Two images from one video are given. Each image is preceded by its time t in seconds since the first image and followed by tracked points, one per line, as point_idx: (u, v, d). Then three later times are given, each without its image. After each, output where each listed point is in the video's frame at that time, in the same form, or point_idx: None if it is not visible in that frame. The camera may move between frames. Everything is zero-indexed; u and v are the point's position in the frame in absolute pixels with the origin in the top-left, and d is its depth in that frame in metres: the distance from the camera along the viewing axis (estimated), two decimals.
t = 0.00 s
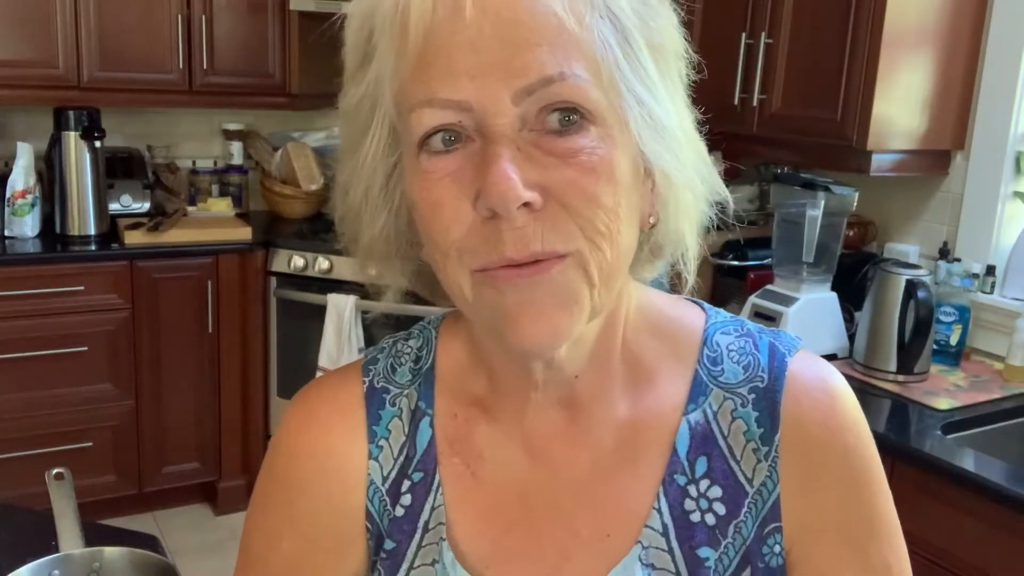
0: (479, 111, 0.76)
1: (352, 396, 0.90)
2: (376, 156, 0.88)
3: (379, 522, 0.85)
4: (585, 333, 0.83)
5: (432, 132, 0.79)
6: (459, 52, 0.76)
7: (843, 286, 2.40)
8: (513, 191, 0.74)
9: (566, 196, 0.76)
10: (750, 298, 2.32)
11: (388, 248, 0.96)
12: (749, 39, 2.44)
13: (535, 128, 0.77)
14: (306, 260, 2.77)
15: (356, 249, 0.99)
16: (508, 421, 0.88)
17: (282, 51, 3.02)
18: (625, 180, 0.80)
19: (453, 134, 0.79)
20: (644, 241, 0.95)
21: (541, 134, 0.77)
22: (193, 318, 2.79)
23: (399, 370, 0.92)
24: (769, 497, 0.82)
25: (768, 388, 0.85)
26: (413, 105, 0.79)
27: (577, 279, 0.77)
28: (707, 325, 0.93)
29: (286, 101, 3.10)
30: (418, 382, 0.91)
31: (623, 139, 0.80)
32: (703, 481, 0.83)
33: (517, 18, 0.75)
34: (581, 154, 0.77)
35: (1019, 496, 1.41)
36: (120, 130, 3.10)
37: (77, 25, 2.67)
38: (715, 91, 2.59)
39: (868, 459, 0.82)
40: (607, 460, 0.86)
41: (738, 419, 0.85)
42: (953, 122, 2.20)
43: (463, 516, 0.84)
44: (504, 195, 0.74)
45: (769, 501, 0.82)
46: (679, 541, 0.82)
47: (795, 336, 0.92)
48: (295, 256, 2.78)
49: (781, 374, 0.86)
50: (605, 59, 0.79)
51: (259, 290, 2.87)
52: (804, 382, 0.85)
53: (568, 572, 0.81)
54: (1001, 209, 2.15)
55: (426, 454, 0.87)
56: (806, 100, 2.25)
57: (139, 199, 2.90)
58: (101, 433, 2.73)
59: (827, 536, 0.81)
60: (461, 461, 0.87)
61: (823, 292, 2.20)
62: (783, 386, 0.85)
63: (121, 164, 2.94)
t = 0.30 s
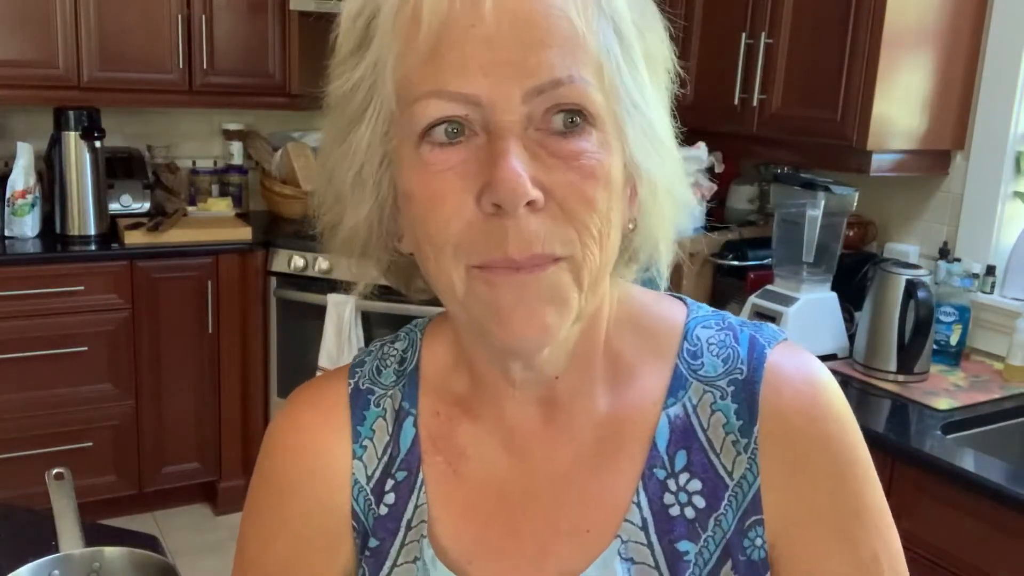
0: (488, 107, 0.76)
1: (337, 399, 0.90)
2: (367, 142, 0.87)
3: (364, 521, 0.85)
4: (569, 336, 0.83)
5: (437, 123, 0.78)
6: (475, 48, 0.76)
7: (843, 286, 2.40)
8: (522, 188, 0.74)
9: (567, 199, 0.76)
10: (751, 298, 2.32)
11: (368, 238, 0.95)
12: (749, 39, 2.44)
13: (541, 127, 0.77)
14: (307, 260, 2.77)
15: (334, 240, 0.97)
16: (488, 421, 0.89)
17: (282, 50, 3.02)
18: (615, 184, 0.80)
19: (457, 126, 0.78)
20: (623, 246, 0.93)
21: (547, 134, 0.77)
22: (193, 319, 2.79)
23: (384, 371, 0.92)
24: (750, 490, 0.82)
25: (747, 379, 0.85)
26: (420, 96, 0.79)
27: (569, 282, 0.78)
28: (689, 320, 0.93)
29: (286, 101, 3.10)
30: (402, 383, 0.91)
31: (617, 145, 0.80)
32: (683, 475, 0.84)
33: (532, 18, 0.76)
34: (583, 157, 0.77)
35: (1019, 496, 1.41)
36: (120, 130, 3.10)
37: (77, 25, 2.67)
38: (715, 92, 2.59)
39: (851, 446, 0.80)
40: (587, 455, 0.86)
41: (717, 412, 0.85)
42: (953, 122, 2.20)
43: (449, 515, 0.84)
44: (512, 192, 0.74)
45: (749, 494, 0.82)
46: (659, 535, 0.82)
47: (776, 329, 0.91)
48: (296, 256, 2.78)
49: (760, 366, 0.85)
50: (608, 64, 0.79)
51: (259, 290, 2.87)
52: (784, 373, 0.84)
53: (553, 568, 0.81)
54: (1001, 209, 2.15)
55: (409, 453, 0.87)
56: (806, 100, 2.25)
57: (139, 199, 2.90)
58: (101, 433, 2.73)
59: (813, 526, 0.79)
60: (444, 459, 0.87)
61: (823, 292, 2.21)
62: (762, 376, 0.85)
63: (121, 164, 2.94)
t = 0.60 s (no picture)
0: (460, 95, 0.76)
1: (333, 397, 0.90)
2: (353, 134, 0.88)
3: (359, 521, 0.86)
4: (557, 331, 0.83)
5: (409, 112, 0.79)
6: (447, 35, 0.76)
7: (843, 286, 2.40)
8: (486, 177, 0.74)
9: (537, 191, 0.76)
10: (751, 298, 2.32)
11: (359, 231, 0.95)
12: (749, 39, 2.44)
13: (514, 117, 0.77)
14: (307, 260, 2.77)
15: (327, 233, 0.98)
16: (484, 420, 0.89)
17: (282, 50, 3.02)
18: (598, 179, 0.79)
19: (427, 116, 0.79)
20: (615, 249, 0.92)
21: (519, 125, 0.77)
22: (193, 318, 2.79)
23: (380, 371, 0.92)
24: (746, 495, 0.82)
25: (745, 383, 0.85)
26: (397, 85, 0.79)
27: (539, 281, 0.76)
28: (688, 321, 0.93)
29: (286, 101, 3.10)
30: (398, 383, 0.91)
31: (599, 139, 0.80)
32: (678, 479, 0.84)
33: (507, 7, 0.76)
34: (558, 149, 0.77)
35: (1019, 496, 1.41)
36: (120, 130, 3.10)
37: (77, 26, 2.67)
38: (715, 91, 2.59)
39: (854, 447, 0.81)
40: (581, 456, 0.86)
41: (714, 416, 0.85)
42: (953, 122, 2.20)
43: (444, 517, 0.84)
44: (477, 181, 0.74)
45: (745, 499, 0.82)
46: (652, 540, 0.82)
47: (776, 332, 0.91)
48: (295, 256, 2.78)
49: (758, 369, 0.85)
50: (589, 57, 0.79)
51: (259, 290, 2.87)
52: (784, 376, 0.85)
53: (546, 567, 0.81)
54: (1001, 209, 2.16)
55: (405, 453, 0.87)
56: (806, 100, 2.25)
57: (139, 199, 2.90)
58: (101, 433, 2.73)
59: (818, 528, 0.79)
60: (439, 459, 0.87)
61: (823, 292, 2.21)
62: (761, 380, 0.85)
63: (121, 164, 2.94)
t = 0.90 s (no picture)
0: (454, 98, 0.76)
1: (337, 399, 0.89)
2: (356, 131, 0.89)
3: (365, 523, 0.85)
4: (552, 337, 0.83)
5: (406, 112, 0.79)
6: (444, 37, 0.76)
7: (843, 286, 2.40)
8: (472, 182, 0.74)
9: (527, 197, 0.76)
10: (750, 298, 2.32)
11: (362, 227, 0.95)
12: (749, 39, 2.44)
13: (510, 122, 0.77)
14: (306, 260, 2.77)
15: (332, 225, 0.99)
16: (488, 422, 0.89)
17: (282, 50, 3.02)
18: (593, 187, 0.79)
19: (425, 116, 0.79)
20: (617, 258, 0.92)
21: (515, 130, 0.77)
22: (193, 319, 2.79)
23: (385, 372, 0.92)
24: (756, 493, 0.82)
25: (752, 382, 0.85)
26: (394, 84, 0.79)
27: (526, 288, 0.77)
28: (693, 322, 0.93)
29: (286, 101, 3.10)
30: (404, 385, 0.91)
31: (597, 149, 0.79)
32: (687, 479, 0.83)
33: (506, 10, 0.75)
34: (551, 156, 0.77)
35: (1020, 497, 1.41)
36: (120, 130, 3.10)
37: (77, 25, 2.67)
38: (715, 91, 2.59)
39: (860, 442, 0.81)
40: (588, 458, 0.86)
41: (722, 415, 0.85)
42: (953, 122, 2.20)
43: (447, 517, 0.84)
44: (462, 183, 0.75)
45: (755, 497, 0.82)
46: (662, 540, 0.81)
47: (782, 331, 0.92)
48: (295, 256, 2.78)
49: (765, 369, 0.86)
50: (590, 65, 0.78)
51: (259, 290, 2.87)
52: (789, 374, 0.85)
53: (551, 568, 0.81)
54: (1001, 209, 2.16)
55: (411, 455, 0.87)
56: (806, 100, 2.25)
57: (139, 199, 2.90)
58: (101, 433, 2.73)
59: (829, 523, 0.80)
60: (445, 460, 0.87)
61: (823, 292, 2.20)
62: (767, 379, 0.85)
63: (121, 164, 2.94)
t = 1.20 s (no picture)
0: (457, 100, 0.76)
1: (340, 398, 0.89)
2: (362, 127, 0.89)
3: (369, 522, 0.85)
4: (551, 336, 0.83)
5: (410, 112, 0.79)
6: (448, 38, 0.76)
7: (843, 286, 2.40)
8: (470, 186, 0.75)
9: (528, 202, 0.76)
10: (750, 298, 2.32)
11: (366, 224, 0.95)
12: (749, 39, 2.44)
13: (512, 125, 0.77)
14: (306, 260, 2.77)
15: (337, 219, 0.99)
16: (491, 420, 0.89)
17: (282, 50, 3.02)
18: (596, 191, 0.79)
19: (428, 116, 0.79)
20: (619, 262, 0.91)
21: (517, 133, 0.77)
22: (193, 318, 2.79)
23: (389, 372, 0.92)
24: (759, 482, 0.83)
25: (752, 372, 0.86)
26: (398, 84, 0.79)
27: (525, 289, 0.77)
28: (694, 315, 0.94)
29: (286, 101, 3.10)
30: (407, 384, 0.91)
31: (600, 153, 0.79)
32: (690, 470, 0.84)
33: (512, 12, 0.75)
34: (552, 160, 0.77)
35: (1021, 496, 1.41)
36: (121, 130, 3.10)
37: (77, 25, 2.67)
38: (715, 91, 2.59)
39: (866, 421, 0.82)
40: (593, 455, 0.86)
41: (723, 405, 0.85)
42: (953, 122, 2.20)
43: (450, 515, 0.84)
44: (462, 187, 0.75)
45: (758, 486, 0.83)
46: (667, 532, 0.82)
47: (782, 323, 0.92)
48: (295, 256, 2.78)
49: (764, 360, 0.87)
50: (595, 69, 0.78)
51: (259, 290, 2.87)
52: (788, 361, 0.87)
53: (558, 568, 0.81)
54: (1001, 209, 2.16)
55: (415, 454, 0.86)
56: (806, 100, 2.25)
57: (140, 199, 2.90)
58: (101, 433, 2.73)
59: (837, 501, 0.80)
60: (450, 458, 0.87)
61: (823, 292, 2.20)
62: (768, 368, 0.86)
63: (121, 164, 2.94)
